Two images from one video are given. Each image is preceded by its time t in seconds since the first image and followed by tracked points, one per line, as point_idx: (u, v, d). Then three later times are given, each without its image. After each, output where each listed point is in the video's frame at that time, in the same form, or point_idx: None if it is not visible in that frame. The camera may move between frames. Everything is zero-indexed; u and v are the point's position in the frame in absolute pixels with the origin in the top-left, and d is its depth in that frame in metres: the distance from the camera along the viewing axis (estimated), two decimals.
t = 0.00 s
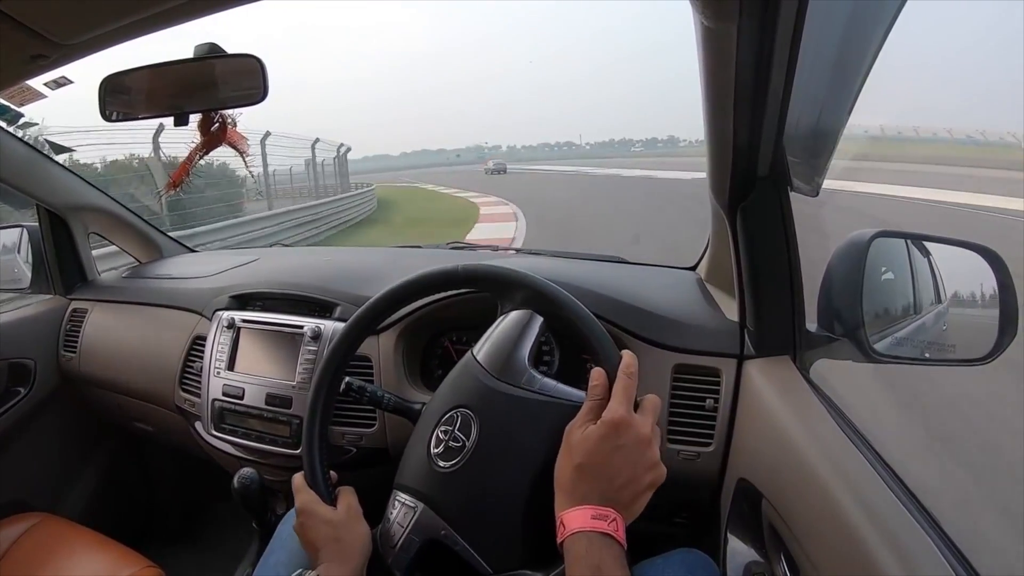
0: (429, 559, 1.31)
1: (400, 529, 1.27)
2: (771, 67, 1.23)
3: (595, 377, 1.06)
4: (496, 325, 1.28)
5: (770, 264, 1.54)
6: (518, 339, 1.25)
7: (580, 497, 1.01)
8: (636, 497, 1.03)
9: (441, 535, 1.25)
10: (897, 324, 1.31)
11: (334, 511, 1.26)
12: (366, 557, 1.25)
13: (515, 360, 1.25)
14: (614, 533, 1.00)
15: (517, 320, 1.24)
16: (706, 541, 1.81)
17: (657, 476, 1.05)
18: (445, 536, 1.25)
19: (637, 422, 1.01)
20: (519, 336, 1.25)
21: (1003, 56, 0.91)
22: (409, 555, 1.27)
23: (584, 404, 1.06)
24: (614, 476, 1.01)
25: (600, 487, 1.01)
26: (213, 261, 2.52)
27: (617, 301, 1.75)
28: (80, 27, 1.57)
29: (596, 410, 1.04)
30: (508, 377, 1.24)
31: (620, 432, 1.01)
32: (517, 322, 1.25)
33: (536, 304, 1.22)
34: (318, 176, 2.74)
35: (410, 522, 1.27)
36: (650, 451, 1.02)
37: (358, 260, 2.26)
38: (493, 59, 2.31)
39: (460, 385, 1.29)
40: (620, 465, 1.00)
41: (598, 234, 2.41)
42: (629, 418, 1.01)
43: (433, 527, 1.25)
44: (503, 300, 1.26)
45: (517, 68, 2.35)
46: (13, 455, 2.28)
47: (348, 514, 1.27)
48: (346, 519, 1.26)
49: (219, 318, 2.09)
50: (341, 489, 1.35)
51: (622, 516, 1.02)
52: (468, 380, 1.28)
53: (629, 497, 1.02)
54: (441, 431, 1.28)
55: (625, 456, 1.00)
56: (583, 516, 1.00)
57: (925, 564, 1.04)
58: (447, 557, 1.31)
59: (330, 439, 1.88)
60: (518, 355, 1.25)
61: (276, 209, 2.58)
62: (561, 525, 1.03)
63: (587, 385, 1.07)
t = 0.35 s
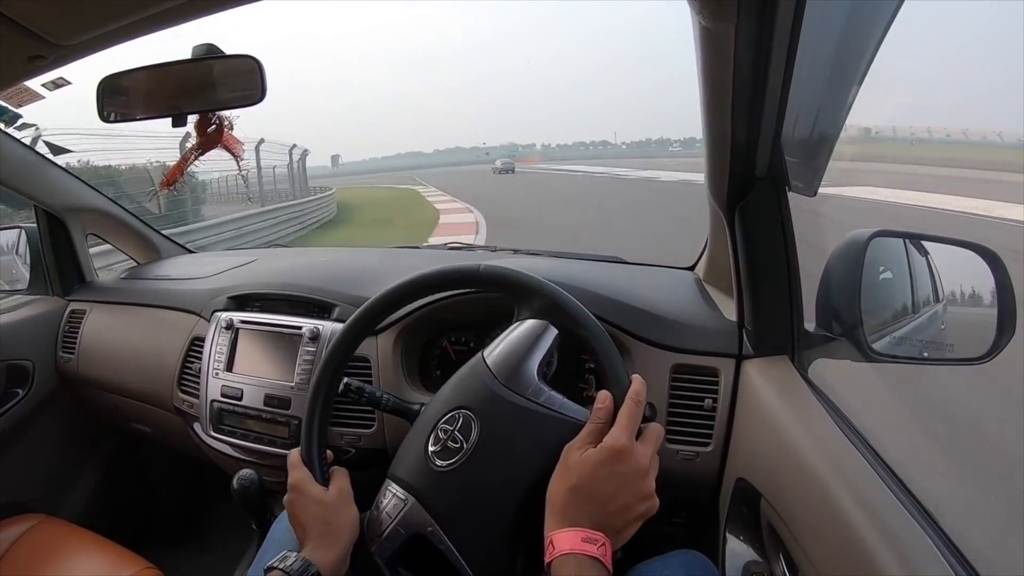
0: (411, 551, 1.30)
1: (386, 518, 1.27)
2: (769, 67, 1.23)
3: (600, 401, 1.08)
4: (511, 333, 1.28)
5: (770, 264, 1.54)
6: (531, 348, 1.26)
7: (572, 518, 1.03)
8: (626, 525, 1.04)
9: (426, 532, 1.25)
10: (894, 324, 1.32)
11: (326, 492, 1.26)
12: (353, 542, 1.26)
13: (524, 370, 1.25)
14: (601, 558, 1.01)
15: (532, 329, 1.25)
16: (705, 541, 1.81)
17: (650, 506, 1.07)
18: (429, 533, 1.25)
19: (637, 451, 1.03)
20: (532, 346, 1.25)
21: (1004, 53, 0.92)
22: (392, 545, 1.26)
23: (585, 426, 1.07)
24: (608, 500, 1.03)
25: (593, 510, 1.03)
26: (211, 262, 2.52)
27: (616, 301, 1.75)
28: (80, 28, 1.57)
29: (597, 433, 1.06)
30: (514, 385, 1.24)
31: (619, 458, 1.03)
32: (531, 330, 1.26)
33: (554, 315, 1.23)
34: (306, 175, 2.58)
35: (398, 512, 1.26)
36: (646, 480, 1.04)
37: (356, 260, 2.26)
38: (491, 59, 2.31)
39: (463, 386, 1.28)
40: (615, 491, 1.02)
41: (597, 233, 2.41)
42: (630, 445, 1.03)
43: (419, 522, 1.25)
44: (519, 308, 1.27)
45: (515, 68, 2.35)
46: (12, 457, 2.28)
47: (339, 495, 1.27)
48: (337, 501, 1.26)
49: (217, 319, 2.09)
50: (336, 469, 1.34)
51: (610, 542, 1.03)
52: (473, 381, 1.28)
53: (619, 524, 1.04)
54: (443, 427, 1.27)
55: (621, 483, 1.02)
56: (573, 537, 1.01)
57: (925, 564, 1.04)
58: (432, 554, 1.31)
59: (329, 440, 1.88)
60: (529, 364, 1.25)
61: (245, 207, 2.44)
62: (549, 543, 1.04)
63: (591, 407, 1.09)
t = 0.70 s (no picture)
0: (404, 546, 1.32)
1: (382, 510, 1.29)
2: (770, 67, 1.23)
3: (600, 411, 1.06)
4: (517, 335, 1.27)
5: (769, 266, 1.54)
6: (535, 351, 1.25)
7: (566, 526, 1.03)
8: (618, 535, 1.05)
9: (419, 528, 1.26)
10: (894, 324, 1.33)
11: (322, 481, 1.25)
12: (347, 531, 1.26)
13: (527, 372, 1.25)
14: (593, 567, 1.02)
15: (537, 332, 1.25)
16: (704, 542, 1.81)
17: (644, 518, 1.07)
18: (421, 530, 1.26)
19: (636, 465, 1.03)
20: (537, 349, 1.25)
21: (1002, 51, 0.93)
22: (386, 538, 1.29)
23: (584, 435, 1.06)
24: (604, 512, 1.03)
25: (588, 519, 1.03)
26: (211, 260, 2.52)
27: (615, 301, 1.74)
28: (79, 25, 1.57)
29: (596, 443, 1.05)
30: (516, 388, 1.25)
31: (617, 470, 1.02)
32: (536, 333, 1.25)
33: (561, 321, 1.22)
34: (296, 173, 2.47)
35: (393, 506, 1.28)
36: (642, 492, 1.04)
37: (357, 259, 2.25)
38: (492, 58, 2.30)
39: (465, 385, 1.29)
40: (611, 502, 1.02)
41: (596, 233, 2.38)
42: (629, 458, 1.02)
43: (413, 518, 1.27)
44: (527, 308, 1.25)
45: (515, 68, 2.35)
46: (11, 453, 2.29)
47: (335, 484, 1.26)
48: (332, 490, 1.25)
49: (217, 317, 2.09)
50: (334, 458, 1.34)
51: (602, 551, 1.04)
52: (475, 381, 1.28)
53: (613, 535, 1.05)
54: (443, 424, 1.28)
55: (617, 496, 1.02)
56: (566, 547, 1.01)
57: (923, 566, 1.04)
58: (423, 553, 1.32)
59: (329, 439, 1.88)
60: (532, 367, 1.25)
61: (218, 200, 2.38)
62: (541, 550, 1.04)
63: (591, 416, 1.07)
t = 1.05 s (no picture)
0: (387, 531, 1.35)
1: (370, 495, 1.32)
2: (769, 68, 1.23)
3: (606, 434, 1.07)
4: (530, 346, 1.28)
5: (768, 266, 1.54)
6: (547, 362, 1.26)
7: (555, 544, 1.01)
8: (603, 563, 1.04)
9: (405, 520, 1.28)
10: (894, 324, 1.33)
11: (317, 456, 1.25)
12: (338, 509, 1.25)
13: (534, 382, 1.26)
14: None
15: (552, 349, 1.26)
16: (704, 542, 1.81)
17: (630, 549, 1.07)
18: (408, 522, 1.28)
19: (635, 495, 1.04)
20: (548, 362, 1.26)
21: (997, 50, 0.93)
22: (371, 523, 1.31)
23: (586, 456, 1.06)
24: (594, 535, 1.02)
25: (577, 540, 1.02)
26: (209, 260, 2.51)
27: (614, 301, 1.74)
28: (78, 25, 1.58)
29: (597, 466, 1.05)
30: (521, 396, 1.26)
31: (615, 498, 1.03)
32: (549, 346, 1.27)
33: (576, 340, 1.21)
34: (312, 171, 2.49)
35: (383, 494, 1.30)
36: (634, 522, 1.04)
37: (356, 259, 2.26)
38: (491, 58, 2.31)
39: (471, 387, 1.29)
40: (603, 527, 1.02)
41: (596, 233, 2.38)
42: (629, 488, 1.03)
43: (400, 509, 1.29)
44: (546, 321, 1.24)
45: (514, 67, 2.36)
46: (9, 454, 2.28)
47: (328, 461, 1.25)
48: (325, 467, 1.24)
49: (215, 317, 2.09)
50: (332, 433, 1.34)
51: None
52: (480, 385, 1.29)
53: (598, 562, 1.04)
54: (443, 424, 1.29)
55: (611, 523, 1.02)
56: (554, 565, 0.99)
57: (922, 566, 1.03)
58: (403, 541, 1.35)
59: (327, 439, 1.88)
60: (540, 376, 1.26)
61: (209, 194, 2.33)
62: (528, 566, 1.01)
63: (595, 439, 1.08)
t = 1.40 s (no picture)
0: (374, 514, 1.36)
1: (360, 475, 1.33)
2: (768, 67, 1.23)
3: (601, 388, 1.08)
4: (550, 362, 1.28)
5: (766, 265, 1.54)
6: (560, 379, 1.26)
7: (583, 509, 1.00)
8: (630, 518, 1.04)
9: (391, 507, 1.29)
10: (895, 322, 1.33)
11: (315, 430, 1.27)
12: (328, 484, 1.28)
13: (542, 395, 1.26)
14: (613, 551, 0.98)
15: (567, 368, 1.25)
16: (703, 542, 1.81)
17: (650, 501, 1.08)
18: (393, 510, 1.29)
19: (645, 442, 1.05)
20: (561, 379, 1.26)
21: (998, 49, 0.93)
22: (358, 503, 1.32)
23: (588, 414, 1.07)
24: (617, 490, 1.02)
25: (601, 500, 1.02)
26: (209, 260, 2.51)
27: (614, 301, 1.75)
28: (76, 26, 1.58)
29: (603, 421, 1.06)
30: (526, 406, 1.26)
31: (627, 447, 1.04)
32: (566, 365, 1.26)
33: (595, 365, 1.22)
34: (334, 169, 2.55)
35: (374, 479, 1.32)
36: (650, 471, 1.05)
37: (355, 259, 2.25)
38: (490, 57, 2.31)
39: (481, 391, 1.29)
40: (623, 480, 1.03)
41: (594, 233, 2.37)
42: (641, 437, 1.05)
43: (388, 496, 1.30)
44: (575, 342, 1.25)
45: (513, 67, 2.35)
46: (8, 454, 2.28)
47: (325, 436, 1.27)
48: (321, 441, 1.27)
49: (215, 317, 2.09)
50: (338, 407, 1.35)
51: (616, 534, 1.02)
52: (487, 390, 1.29)
53: (625, 517, 1.04)
54: (445, 422, 1.29)
55: (629, 473, 1.03)
56: (585, 529, 0.98)
57: (921, 565, 1.03)
58: (388, 526, 1.36)
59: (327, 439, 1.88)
60: (550, 390, 1.26)
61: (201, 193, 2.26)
62: (558, 535, 1.00)
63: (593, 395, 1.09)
